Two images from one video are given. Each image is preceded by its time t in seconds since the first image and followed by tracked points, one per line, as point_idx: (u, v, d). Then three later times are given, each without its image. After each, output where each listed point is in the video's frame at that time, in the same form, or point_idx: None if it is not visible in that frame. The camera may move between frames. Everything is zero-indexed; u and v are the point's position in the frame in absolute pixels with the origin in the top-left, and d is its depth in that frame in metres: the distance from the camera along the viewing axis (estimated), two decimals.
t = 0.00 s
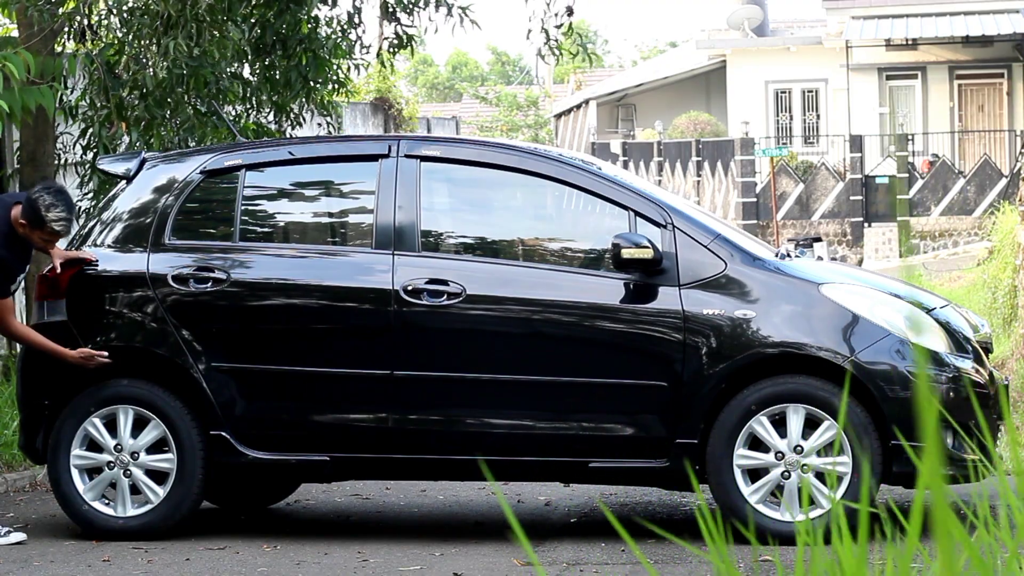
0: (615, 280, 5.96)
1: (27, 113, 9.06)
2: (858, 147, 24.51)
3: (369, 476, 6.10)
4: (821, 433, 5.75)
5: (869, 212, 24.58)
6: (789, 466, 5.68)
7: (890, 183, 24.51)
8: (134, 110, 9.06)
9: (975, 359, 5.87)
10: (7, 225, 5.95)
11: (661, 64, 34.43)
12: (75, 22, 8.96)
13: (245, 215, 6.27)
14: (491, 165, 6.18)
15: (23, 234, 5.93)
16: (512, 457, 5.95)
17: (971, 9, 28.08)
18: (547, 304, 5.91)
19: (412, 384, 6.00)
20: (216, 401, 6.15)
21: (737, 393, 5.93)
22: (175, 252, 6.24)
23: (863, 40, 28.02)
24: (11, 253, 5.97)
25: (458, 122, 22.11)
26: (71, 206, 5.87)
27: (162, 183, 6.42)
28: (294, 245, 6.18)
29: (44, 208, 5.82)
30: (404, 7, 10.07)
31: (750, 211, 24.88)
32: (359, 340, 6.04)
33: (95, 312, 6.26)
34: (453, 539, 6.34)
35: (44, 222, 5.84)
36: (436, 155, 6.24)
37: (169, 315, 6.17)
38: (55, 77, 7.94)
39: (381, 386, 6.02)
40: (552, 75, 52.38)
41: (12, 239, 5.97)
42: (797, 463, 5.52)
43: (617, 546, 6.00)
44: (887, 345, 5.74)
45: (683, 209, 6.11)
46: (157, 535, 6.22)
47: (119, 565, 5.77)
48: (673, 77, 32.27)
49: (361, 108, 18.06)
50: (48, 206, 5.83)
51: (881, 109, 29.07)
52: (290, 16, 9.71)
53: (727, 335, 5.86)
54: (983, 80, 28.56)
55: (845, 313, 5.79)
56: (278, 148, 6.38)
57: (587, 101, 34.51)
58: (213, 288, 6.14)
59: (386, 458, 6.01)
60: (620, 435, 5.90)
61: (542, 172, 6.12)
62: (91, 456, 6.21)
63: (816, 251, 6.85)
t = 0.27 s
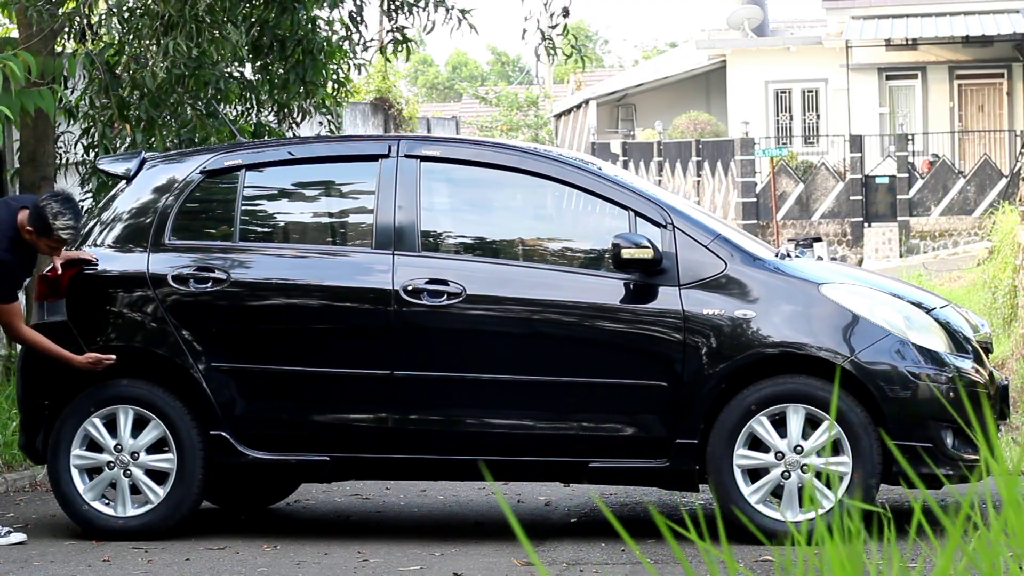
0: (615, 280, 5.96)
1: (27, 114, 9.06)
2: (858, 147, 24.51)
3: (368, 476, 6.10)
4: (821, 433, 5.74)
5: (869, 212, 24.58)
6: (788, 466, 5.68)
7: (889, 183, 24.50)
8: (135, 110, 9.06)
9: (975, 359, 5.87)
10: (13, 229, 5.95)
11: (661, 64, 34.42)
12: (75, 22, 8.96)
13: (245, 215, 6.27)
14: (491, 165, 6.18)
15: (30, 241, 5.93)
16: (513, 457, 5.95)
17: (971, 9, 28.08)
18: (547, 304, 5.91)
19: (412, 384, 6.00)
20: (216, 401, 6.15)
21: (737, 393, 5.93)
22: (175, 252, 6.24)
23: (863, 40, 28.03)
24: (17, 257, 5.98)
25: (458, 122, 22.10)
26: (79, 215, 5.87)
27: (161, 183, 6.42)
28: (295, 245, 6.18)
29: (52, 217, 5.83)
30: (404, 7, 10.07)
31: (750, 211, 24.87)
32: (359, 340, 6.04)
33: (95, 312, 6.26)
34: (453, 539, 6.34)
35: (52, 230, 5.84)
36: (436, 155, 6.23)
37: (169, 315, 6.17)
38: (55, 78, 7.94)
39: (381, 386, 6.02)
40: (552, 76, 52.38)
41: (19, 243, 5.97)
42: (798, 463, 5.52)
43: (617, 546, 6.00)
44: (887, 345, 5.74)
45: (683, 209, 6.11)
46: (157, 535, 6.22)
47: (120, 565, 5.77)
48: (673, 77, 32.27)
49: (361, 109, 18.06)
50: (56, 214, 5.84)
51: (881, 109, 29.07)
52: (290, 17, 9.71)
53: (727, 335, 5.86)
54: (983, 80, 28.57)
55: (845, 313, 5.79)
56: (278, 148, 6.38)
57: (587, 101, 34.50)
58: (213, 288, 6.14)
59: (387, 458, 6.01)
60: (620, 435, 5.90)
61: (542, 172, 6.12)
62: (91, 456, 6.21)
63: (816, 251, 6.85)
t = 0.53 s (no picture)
0: (615, 280, 5.96)
1: (27, 114, 9.06)
2: (858, 147, 24.52)
3: (368, 476, 6.10)
4: (821, 433, 5.74)
5: (869, 212, 24.58)
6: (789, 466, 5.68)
7: (889, 183, 24.50)
8: (135, 110, 9.07)
9: (975, 359, 5.88)
10: (15, 230, 5.95)
11: (660, 64, 34.42)
12: (75, 22, 8.97)
13: (245, 215, 6.27)
14: (491, 165, 6.18)
15: (33, 242, 5.92)
16: (512, 457, 5.95)
17: (971, 9, 28.09)
18: (547, 304, 5.91)
19: (412, 384, 6.00)
20: (216, 401, 6.15)
21: (737, 393, 5.93)
22: (175, 252, 6.24)
23: (864, 40, 28.03)
24: (20, 258, 5.98)
25: (458, 122, 22.11)
26: (79, 216, 5.84)
27: (162, 183, 6.42)
28: (295, 245, 6.18)
29: (52, 219, 5.81)
30: (404, 7, 10.07)
31: (750, 211, 24.88)
32: (359, 340, 6.04)
33: (95, 313, 6.26)
34: (453, 539, 6.34)
35: (53, 232, 5.83)
36: (436, 155, 6.24)
37: (169, 315, 6.17)
38: (55, 78, 7.94)
39: (381, 386, 6.02)
40: (552, 76, 52.38)
41: (22, 245, 5.98)
42: (798, 463, 5.52)
43: (617, 546, 6.00)
44: (887, 345, 5.74)
45: (683, 209, 6.11)
46: (157, 535, 6.23)
47: (120, 565, 5.77)
48: (673, 77, 32.27)
49: (361, 108, 18.06)
50: (58, 216, 5.82)
51: (881, 109, 29.07)
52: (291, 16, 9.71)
53: (727, 335, 5.86)
54: (983, 80, 28.57)
55: (845, 313, 5.79)
56: (278, 148, 6.38)
57: (587, 101, 34.49)
58: (213, 288, 6.14)
59: (387, 458, 6.01)
60: (620, 435, 5.90)
61: (542, 172, 6.12)
62: (91, 456, 6.21)
63: (816, 251, 6.85)
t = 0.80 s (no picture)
0: (615, 280, 5.96)
1: (27, 114, 9.05)
2: (858, 147, 24.52)
3: (369, 476, 6.10)
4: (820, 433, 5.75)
5: (869, 212, 24.58)
6: (788, 466, 5.68)
7: (890, 183, 24.50)
8: (135, 110, 9.07)
9: (975, 359, 5.88)
10: (18, 230, 5.95)
11: (661, 64, 34.42)
12: (75, 22, 8.97)
13: (245, 215, 6.27)
14: (491, 165, 6.18)
15: (36, 241, 5.92)
16: (513, 457, 5.95)
17: (971, 9, 28.10)
18: (547, 304, 5.91)
19: (412, 384, 6.00)
20: (216, 401, 6.15)
21: (737, 393, 5.94)
22: (176, 252, 6.24)
23: (864, 41, 28.03)
24: (22, 258, 5.97)
25: (458, 122, 22.10)
26: (83, 215, 5.85)
27: (161, 183, 6.42)
28: (294, 245, 6.18)
29: (56, 217, 5.81)
30: (405, 7, 10.07)
31: (750, 211, 24.88)
32: (359, 340, 6.04)
33: (95, 312, 6.26)
34: (453, 539, 6.34)
35: (56, 230, 5.83)
36: (436, 155, 6.24)
37: (169, 315, 6.17)
38: (55, 78, 7.94)
39: (381, 386, 6.03)
40: (552, 76, 52.39)
41: (25, 244, 5.97)
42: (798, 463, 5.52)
43: (617, 546, 6.00)
44: (887, 345, 5.74)
45: (683, 209, 6.11)
46: (158, 535, 6.23)
47: (120, 565, 5.77)
48: (673, 77, 32.27)
49: (361, 109, 18.06)
50: (62, 215, 5.82)
51: (881, 109, 29.07)
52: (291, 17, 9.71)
53: (727, 335, 5.86)
54: (983, 80, 28.58)
55: (845, 313, 5.80)
56: (278, 148, 6.38)
57: (587, 101, 34.49)
58: (213, 288, 6.14)
59: (387, 458, 6.02)
60: (620, 435, 5.90)
61: (542, 172, 6.12)
62: (91, 456, 6.21)
63: (816, 251, 6.85)
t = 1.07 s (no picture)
0: (615, 280, 5.96)
1: (27, 113, 9.05)
2: (858, 147, 24.52)
3: (369, 476, 6.10)
4: (821, 433, 5.74)
5: (869, 211, 24.58)
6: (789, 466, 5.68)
7: (889, 183, 24.50)
8: (136, 111, 9.07)
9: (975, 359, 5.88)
10: (19, 230, 5.94)
11: (660, 64, 34.43)
12: (75, 22, 8.97)
13: (245, 215, 6.27)
14: (491, 165, 6.18)
15: (36, 242, 5.91)
16: (513, 457, 5.95)
17: (971, 9, 28.10)
18: (547, 304, 5.90)
19: (412, 384, 6.00)
20: (216, 401, 6.15)
21: (737, 393, 5.94)
22: (176, 252, 6.24)
23: (864, 41, 28.03)
24: (22, 258, 5.97)
25: (458, 122, 22.10)
26: (84, 215, 5.85)
27: (161, 183, 6.42)
28: (294, 245, 6.17)
29: (57, 217, 5.81)
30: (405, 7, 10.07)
31: (750, 211, 24.89)
32: (359, 340, 6.04)
33: (95, 312, 6.25)
34: (453, 539, 6.34)
35: (57, 231, 5.82)
36: (436, 155, 6.24)
37: (169, 315, 6.17)
38: (55, 77, 7.94)
39: (381, 386, 6.03)
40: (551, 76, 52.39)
41: (25, 244, 5.97)
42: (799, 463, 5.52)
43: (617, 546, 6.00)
44: (887, 346, 5.74)
45: (683, 209, 6.11)
46: (158, 535, 6.22)
47: (120, 565, 5.77)
48: (673, 77, 32.27)
49: (361, 108, 18.06)
50: (63, 216, 5.81)
51: (881, 109, 29.08)
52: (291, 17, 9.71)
53: (727, 335, 5.86)
54: (983, 80, 28.58)
55: (845, 313, 5.79)
56: (278, 148, 6.38)
57: (587, 101, 34.48)
58: (213, 288, 6.14)
59: (387, 458, 6.01)
60: (620, 435, 5.90)
61: (542, 172, 6.12)
62: (91, 456, 6.21)
63: (816, 251, 6.85)
